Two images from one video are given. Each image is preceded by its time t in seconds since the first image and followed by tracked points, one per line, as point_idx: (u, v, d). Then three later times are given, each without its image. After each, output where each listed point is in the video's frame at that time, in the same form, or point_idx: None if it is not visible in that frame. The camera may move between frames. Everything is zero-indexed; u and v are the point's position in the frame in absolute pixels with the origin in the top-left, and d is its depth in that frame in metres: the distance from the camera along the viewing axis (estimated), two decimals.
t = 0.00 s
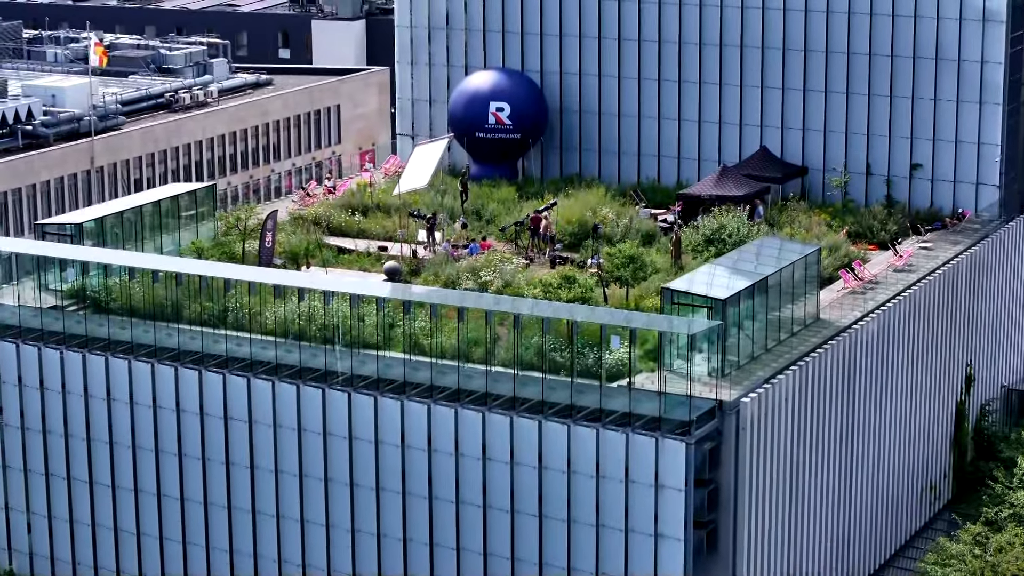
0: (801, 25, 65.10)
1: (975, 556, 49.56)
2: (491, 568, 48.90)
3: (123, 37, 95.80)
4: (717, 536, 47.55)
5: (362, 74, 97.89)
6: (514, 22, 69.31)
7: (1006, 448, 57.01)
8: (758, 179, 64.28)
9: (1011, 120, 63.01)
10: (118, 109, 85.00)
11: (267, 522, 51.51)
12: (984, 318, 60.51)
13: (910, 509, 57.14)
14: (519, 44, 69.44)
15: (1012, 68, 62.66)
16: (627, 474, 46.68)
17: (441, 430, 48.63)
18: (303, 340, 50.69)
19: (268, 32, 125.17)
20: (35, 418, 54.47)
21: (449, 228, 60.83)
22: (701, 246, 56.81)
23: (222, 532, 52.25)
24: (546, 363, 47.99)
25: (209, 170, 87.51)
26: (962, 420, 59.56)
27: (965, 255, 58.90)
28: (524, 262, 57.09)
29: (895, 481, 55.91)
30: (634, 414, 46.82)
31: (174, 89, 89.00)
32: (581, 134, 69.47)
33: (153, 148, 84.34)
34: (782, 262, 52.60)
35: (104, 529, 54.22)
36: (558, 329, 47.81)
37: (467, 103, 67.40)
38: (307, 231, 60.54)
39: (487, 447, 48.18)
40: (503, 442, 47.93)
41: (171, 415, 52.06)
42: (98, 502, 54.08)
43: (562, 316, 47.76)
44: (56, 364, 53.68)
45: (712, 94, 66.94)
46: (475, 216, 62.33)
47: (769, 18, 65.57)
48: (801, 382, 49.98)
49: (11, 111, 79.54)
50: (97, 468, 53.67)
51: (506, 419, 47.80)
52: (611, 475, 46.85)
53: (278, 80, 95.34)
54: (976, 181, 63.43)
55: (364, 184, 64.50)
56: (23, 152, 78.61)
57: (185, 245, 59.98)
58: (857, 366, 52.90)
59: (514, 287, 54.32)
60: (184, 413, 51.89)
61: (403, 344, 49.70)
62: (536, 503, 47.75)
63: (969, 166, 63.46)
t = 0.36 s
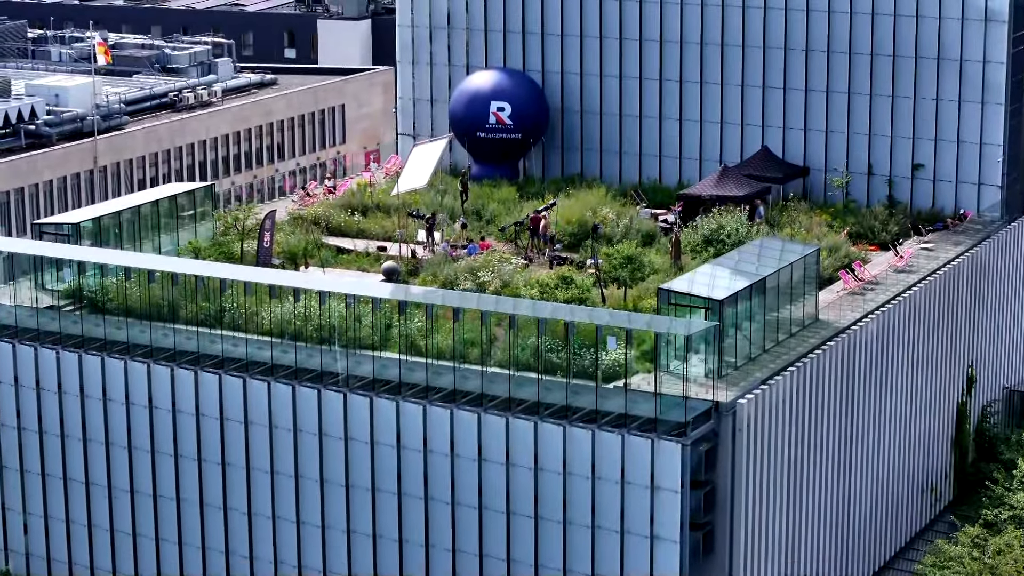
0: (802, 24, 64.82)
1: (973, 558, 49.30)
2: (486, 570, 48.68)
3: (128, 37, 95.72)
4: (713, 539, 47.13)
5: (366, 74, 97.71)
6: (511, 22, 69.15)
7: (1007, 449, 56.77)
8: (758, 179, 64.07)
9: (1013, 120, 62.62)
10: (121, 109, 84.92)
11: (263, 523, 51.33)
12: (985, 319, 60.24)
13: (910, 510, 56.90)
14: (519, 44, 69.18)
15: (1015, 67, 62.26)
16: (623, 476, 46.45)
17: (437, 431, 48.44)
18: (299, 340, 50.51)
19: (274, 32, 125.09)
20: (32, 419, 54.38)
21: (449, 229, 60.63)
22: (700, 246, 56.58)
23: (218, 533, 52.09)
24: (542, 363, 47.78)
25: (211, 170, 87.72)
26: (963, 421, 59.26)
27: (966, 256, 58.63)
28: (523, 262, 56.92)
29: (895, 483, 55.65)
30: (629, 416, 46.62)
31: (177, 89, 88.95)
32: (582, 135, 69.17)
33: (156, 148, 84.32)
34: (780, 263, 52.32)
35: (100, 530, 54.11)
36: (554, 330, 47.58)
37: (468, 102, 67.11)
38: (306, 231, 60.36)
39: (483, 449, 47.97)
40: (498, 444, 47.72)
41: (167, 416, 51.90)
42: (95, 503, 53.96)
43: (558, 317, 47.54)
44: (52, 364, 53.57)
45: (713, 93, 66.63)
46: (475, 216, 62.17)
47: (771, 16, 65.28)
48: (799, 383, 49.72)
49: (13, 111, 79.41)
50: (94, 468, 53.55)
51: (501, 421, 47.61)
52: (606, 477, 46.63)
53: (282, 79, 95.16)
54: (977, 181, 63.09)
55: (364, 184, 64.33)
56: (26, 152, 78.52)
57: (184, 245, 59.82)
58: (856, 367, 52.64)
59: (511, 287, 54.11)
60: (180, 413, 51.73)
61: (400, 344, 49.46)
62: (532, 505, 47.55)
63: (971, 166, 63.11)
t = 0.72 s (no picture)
0: (803, 23, 64.45)
1: (969, 560, 49.08)
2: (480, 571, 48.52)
3: (131, 36, 95.65)
4: (708, 540, 47.17)
5: (369, 74, 97.62)
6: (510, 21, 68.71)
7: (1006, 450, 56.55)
8: (757, 179, 63.78)
9: (1014, 120, 62.34)
10: (123, 108, 84.80)
11: (257, 523, 51.19)
12: (985, 320, 60.01)
13: (909, 511, 56.67)
14: (520, 44, 68.68)
15: (1015, 67, 61.96)
16: (617, 477, 46.27)
17: (430, 431, 48.26)
18: (293, 340, 50.40)
19: (278, 32, 125.07)
20: (26, 419, 54.27)
21: (447, 229, 60.47)
22: (697, 247, 56.31)
23: (212, 534, 51.95)
24: (536, 364, 47.62)
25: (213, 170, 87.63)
26: (963, 422, 59.04)
27: (965, 257, 58.37)
28: (521, 262, 56.77)
29: (893, 484, 55.42)
30: (623, 416, 46.47)
31: (180, 89, 88.84)
32: (582, 135, 68.69)
33: (158, 148, 84.23)
34: (777, 263, 52.16)
35: (95, 531, 54.02)
36: (548, 331, 47.42)
37: (468, 102, 66.71)
38: (304, 231, 60.20)
39: (477, 449, 47.79)
40: (492, 444, 47.54)
41: (161, 416, 51.76)
42: (89, 503, 53.86)
43: (552, 318, 47.35)
44: (46, 364, 53.38)
45: (713, 93, 66.25)
46: (473, 216, 62.03)
47: (771, 15, 64.92)
48: (795, 384, 49.50)
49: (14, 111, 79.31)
50: (88, 469, 53.43)
51: (495, 422, 47.41)
52: (600, 478, 46.43)
53: (285, 79, 95.03)
54: (977, 182, 62.81)
55: (363, 183, 64.17)
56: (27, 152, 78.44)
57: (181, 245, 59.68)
58: (854, 368, 52.44)
59: (507, 287, 53.94)
60: (174, 414, 51.58)
61: (394, 345, 49.31)
62: (526, 507, 47.38)
63: (972, 167, 62.84)
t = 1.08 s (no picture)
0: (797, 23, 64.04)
1: (958, 563, 48.89)
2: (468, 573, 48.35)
3: (129, 36, 95.55)
4: (696, 542, 47.01)
5: (367, 74, 97.60)
6: (507, 21, 68.36)
7: (999, 452, 56.35)
8: (750, 179, 63.58)
9: (1008, 120, 61.89)
10: (120, 108, 84.68)
11: (245, 524, 51.07)
12: (979, 321, 59.84)
13: (902, 513, 56.51)
14: (514, 44, 68.43)
15: (1009, 67, 61.52)
16: (604, 479, 46.11)
17: (417, 432, 48.12)
18: (281, 341, 50.22)
19: (277, 32, 125.09)
20: (15, 419, 54.22)
21: (439, 229, 60.35)
22: (688, 248, 56.05)
23: (200, 535, 51.83)
24: (524, 364, 47.48)
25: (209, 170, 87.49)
26: (956, 423, 58.88)
27: (959, 257, 58.22)
28: (512, 263, 56.62)
29: (885, 485, 55.27)
30: (610, 417, 46.32)
31: (177, 88, 88.69)
32: (576, 135, 68.40)
33: (155, 148, 84.14)
34: (770, 263, 51.96)
35: (84, 531, 53.95)
36: (535, 332, 47.27)
37: (461, 102, 66.53)
38: (295, 231, 60.06)
39: (464, 451, 47.64)
40: (479, 446, 47.39)
41: (149, 417, 51.68)
42: (78, 503, 53.78)
43: (539, 319, 47.23)
44: (35, 364, 53.36)
45: (708, 94, 65.82)
46: (466, 216, 61.91)
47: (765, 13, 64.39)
48: (785, 385, 49.38)
49: (10, 110, 79.22)
50: (77, 469, 53.37)
51: (482, 422, 47.26)
52: (587, 480, 46.29)
53: (283, 79, 95.00)
54: (972, 182, 62.35)
55: (356, 184, 63.98)
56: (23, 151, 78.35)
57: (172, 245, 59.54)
58: (845, 369, 52.30)
59: (497, 287, 53.79)
60: (162, 415, 51.51)
61: (383, 345, 49.11)
62: (513, 508, 47.23)
63: (966, 167, 62.36)
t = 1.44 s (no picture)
0: (784, 24, 63.81)
1: (942, 565, 48.77)
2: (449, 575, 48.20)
3: (121, 36, 95.50)
4: (678, 544, 46.72)
5: (358, 74, 97.59)
6: (496, 21, 67.72)
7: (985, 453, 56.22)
8: (737, 180, 63.42)
9: (996, 120, 61.77)
10: (111, 108, 84.54)
11: (227, 526, 50.92)
12: (965, 323, 59.71)
13: (886, 515, 56.34)
14: (502, 44, 67.81)
15: (997, 68, 61.45)
16: (585, 480, 45.98)
17: (399, 434, 48.00)
18: (263, 342, 50.11)
19: (269, 33, 125.25)
20: None
21: (424, 230, 60.21)
22: (673, 249, 55.84)
23: (182, 537, 51.68)
24: (506, 366, 47.36)
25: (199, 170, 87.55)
26: (943, 425, 58.74)
27: (946, 258, 58.07)
28: (497, 264, 56.51)
29: (870, 487, 55.11)
30: (592, 419, 46.19)
31: (168, 89, 88.55)
32: (564, 135, 67.85)
33: (145, 148, 84.02)
34: (755, 263, 51.86)
35: (66, 533, 53.80)
36: (516, 333, 47.15)
37: (448, 103, 66.32)
38: (280, 231, 59.95)
39: (445, 452, 47.51)
40: (460, 447, 47.26)
41: (131, 418, 51.56)
42: (60, 505, 53.64)
43: (519, 320, 47.14)
44: (17, 365, 53.23)
45: (695, 94, 65.53)
46: (452, 217, 61.79)
47: (752, 13, 64.16)
48: (768, 387, 49.24)
49: None
50: (59, 470, 53.25)
51: (463, 424, 47.14)
52: (568, 482, 46.16)
53: (274, 80, 94.98)
54: (959, 183, 62.25)
55: (342, 184, 63.82)
56: (12, 151, 78.24)
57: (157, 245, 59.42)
58: (828, 371, 52.15)
59: (480, 288, 53.61)
60: (144, 416, 51.38)
61: (366, 346, 48.99)
62: (494, 510, 47.08)
63: (953, 168, 62.26)
